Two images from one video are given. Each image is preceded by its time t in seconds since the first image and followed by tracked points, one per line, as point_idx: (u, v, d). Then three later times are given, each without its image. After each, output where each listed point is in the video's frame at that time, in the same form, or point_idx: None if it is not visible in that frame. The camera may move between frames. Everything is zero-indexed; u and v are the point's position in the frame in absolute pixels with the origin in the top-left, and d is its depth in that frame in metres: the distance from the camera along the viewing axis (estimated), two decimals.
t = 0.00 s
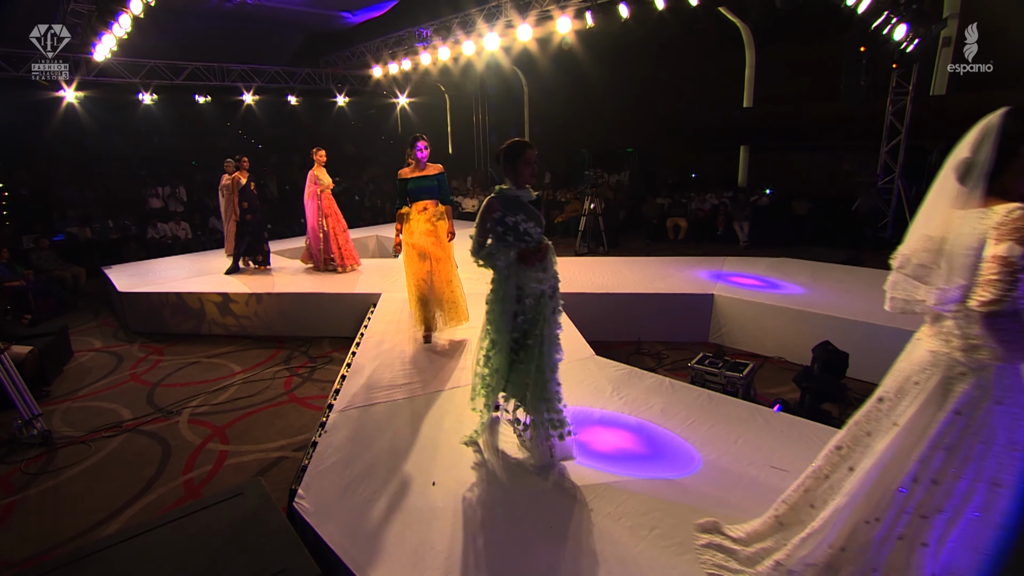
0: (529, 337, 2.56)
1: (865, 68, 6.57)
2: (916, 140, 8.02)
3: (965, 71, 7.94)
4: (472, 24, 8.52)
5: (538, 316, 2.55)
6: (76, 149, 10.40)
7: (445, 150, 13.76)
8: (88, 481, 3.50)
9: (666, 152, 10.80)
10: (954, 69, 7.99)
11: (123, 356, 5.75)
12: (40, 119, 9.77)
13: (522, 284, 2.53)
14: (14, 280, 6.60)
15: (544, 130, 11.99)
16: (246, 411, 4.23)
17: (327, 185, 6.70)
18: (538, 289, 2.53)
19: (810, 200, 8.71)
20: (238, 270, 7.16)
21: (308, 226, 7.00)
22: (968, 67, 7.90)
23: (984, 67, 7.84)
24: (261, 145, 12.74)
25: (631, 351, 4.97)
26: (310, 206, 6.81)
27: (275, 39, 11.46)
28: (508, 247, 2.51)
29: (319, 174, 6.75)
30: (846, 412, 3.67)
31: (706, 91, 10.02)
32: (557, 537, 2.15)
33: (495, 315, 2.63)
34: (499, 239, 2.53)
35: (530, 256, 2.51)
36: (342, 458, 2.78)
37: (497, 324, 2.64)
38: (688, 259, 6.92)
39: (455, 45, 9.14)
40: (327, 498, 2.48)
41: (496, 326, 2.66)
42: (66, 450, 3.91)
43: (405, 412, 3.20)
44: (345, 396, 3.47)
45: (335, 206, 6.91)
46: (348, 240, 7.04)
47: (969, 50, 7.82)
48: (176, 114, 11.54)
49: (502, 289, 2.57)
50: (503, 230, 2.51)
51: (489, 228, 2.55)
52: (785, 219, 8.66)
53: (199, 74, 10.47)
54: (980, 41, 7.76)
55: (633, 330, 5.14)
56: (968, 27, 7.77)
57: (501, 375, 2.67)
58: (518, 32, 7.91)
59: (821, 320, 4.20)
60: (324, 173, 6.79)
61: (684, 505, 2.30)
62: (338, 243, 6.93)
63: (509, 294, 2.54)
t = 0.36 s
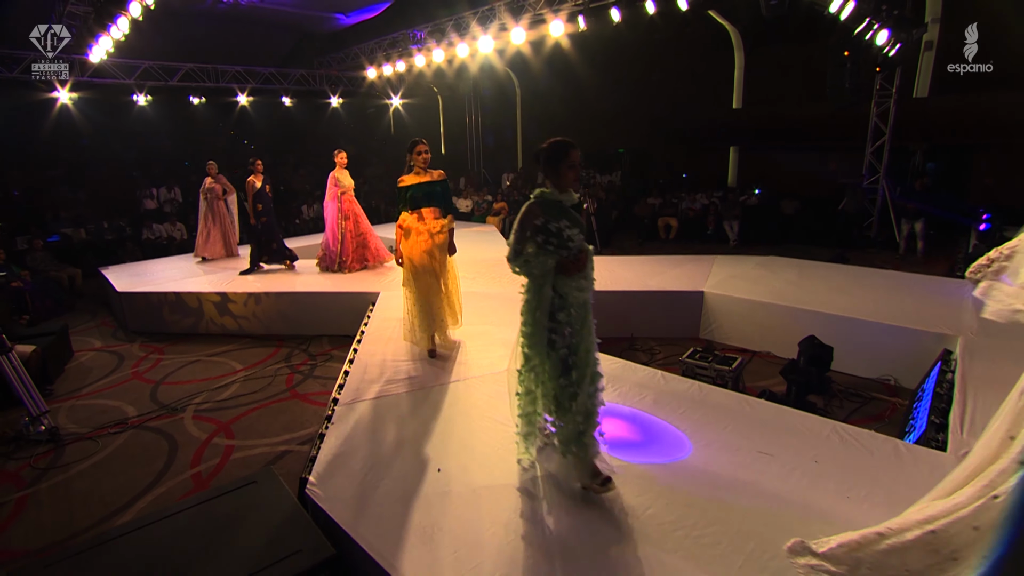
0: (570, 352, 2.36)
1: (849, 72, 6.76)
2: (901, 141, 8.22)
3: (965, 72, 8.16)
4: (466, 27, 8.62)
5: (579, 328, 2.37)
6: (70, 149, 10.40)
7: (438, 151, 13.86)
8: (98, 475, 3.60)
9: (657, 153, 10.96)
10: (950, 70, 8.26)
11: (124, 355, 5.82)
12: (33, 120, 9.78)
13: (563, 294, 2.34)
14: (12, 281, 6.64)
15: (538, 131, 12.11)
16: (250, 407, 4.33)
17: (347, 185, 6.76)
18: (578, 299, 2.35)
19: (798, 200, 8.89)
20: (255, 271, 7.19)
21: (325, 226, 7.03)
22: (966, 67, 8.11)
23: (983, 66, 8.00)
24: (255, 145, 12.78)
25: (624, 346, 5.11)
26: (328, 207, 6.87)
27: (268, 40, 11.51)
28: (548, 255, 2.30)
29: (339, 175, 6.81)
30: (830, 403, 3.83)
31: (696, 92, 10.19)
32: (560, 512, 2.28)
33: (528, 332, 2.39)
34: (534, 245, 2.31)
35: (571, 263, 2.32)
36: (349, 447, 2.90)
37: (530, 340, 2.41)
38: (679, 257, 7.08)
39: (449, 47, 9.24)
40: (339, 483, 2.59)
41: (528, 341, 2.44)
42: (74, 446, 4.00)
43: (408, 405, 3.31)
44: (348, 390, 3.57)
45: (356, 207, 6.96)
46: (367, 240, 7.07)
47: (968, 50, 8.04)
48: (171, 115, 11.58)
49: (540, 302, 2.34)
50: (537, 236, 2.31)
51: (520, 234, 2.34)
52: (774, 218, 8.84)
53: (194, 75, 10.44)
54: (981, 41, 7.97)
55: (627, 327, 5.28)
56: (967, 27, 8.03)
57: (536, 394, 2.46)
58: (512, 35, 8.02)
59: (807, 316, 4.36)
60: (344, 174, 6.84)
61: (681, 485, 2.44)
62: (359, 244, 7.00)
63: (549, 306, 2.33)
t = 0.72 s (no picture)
0: (621, 364, 2.28)
1: (831, 75, 6.96)
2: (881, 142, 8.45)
3: (966, 71, 8.23)
4: (457, 30, 8.73)
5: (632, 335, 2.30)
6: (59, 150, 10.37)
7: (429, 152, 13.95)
8: (104, 470, 3.68)
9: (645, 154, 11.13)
10: (953, 70, 8.32)
11: (121, 355, 5.87)
12: (23, 121, 9.75)
13: (621, 300, 2.26)
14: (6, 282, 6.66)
15: (528, 132, 12.24)
16: (250, 404, 4.42)
17: (361, 188, 6.76)
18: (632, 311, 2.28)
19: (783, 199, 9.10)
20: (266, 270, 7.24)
21: (337, 227, 7.06)
22: (968, 67, 8.19)
23: (985, 66, 8.11)
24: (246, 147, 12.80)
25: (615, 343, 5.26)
26: (340, 209, 6.88)
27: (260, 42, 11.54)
28: (606, 260, 2.23)
29: (352, 177, 6.78)
30: (813, 394, 4.00)
31: (683, 94, 10.39)
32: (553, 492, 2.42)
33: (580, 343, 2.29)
34: (592, 251, 2.24)
35: (629, 269, 2.27)
36: (353, 438, 2.98)
37: (580, 350, 2.31)
38: (667, 256, 7.24)
39: (440, 49, 9.34)
40: (344, 470, 2.68)
41: (577, 351, 2.34)
42: (78, 443, 4.07)
43: (408, 399, 3.41)
44: (349, 385, 3.67)
45: (368, 209, 6.99)
46: (379, 243, 7.11)
47: (969, 49, 8.12)
48: (161, 117, 11.59)
49: (597, 311, 2.24)
50: (595, 241, 2.24)
51: (577, 238, 2.26)
52: (759, 217, 9.04)
53: (185, 76, 10.46)
54: (981, 41, 8.06)
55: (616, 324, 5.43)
56: (968, 27, 8.11)
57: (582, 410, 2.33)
58: (503, 38, 8.12)
59: (791, 311, 4.53)
60: (357, 175, 6.83)
61: (671, 468, 2.57)
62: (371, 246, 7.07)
63: (609, 316, 2.23)
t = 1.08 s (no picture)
0: (690, 386, 2.16)
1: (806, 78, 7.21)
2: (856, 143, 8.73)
3: (965, 72, 8.36)
4: (443, 32, 8.83)
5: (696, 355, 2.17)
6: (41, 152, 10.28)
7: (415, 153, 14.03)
8: (102, 468, 3.75)
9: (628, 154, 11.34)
10: (953, 70, 8.43)
11: (112, 356, 5.90)
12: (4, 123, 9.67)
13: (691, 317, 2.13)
14: None
15: (513, 133, 12.38)
16: (245, 401, 4.50)
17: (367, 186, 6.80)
18: (698, 328, 2.17)
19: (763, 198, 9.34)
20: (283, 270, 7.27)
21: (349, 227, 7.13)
22: (968, 68, 8.32)
23: (983, 67, 8.23)
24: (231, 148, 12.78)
25: (601, 338, 5.42)
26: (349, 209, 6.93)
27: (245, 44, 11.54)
28: (676, 273, 2.11)
29: (359, 176, 6.89)
30: (790, 383, 4.19)
31: (665, 96, 10.62)
32: (549, 476, 2.53)
33: (655, 365, 2.10)
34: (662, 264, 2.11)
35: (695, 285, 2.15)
36: (353, 430, 3.08)
37: (653, 373, 2.12)
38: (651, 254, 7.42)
39: (426, 52, 9.44)
40: (346, 459, 2.79)
41: (647, 373, 2.15)
42: (74, 443, 4.12)
43: (404, 392, 3.51)
44: (344, 380, 3.78)
45: (377, 209, 6.96)
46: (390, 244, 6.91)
47: (969, 49, 8.24)
48: (145, 118, 11.54)
49: (670, 329, 2.08)
50: (666, 254, 2.11)
51: (650, 250, 2.13)
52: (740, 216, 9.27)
53: (169, 78, 10.35)
54: (980, 41, 8.18)
55: (602, 319, 5.58)
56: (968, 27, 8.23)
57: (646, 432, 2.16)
58: (488, 41, 8.27)
59: (769, 305, 4.73)
60: (365, 175, 6.91)
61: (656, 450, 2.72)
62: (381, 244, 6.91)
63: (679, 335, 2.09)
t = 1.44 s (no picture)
0: (756, 372, 2.20)
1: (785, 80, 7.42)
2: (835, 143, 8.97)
3: (965, 71, 8.44)
4: (431, 34, 8.92)
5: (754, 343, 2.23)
6: (24, 153, 10.19)
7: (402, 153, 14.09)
8: (102, 464, 3.81)
9: (614, 155, 11.52)
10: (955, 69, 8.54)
11: (104, 357, 5.92)
12: None
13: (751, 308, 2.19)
14: None
15: (500, 134, 12.50)
16: (241, 399, 4.57)
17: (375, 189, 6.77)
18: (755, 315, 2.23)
19: (746, 197, 9.55)
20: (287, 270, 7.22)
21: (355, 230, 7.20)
22: (968, 67, 8.39)
23: (984, 66, 8.31)
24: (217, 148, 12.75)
25: (589, 334, 5.57)
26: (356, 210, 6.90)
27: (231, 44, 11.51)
28: (737, 266, 2.16)
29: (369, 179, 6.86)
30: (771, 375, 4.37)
31: (650, 98, 10.84)
32: (546, 463, 2.65)
33: (720, 355, 2.14)
34: (724, 256, 2.14)
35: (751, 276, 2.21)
36: (352, 422, 3.19)
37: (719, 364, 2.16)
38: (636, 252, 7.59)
39: (414, 53, 9.52)
40: (345, 449, 2.90)
41: (713, 365, 2.18)
42: (71, 441, 4.17)
43: (400, 385, 3.64)
44: (342, 375, 3.89)
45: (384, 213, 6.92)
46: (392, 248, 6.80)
47: (969, 49, 8.33)
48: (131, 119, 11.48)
49: (735, 321, 2.13)
50: (728, 246, 2.14)
51: (710, 242, 2.14)
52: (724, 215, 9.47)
53: (155, 78, 10.27)
54: (981, 41, 8.27)
55: (591, 316, 5.73)
56: (969, 27, 8.33)
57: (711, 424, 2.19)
58: (475, 43, 8.39)
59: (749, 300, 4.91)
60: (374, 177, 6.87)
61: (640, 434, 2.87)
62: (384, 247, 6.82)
63: (745, 325, 2.14)
